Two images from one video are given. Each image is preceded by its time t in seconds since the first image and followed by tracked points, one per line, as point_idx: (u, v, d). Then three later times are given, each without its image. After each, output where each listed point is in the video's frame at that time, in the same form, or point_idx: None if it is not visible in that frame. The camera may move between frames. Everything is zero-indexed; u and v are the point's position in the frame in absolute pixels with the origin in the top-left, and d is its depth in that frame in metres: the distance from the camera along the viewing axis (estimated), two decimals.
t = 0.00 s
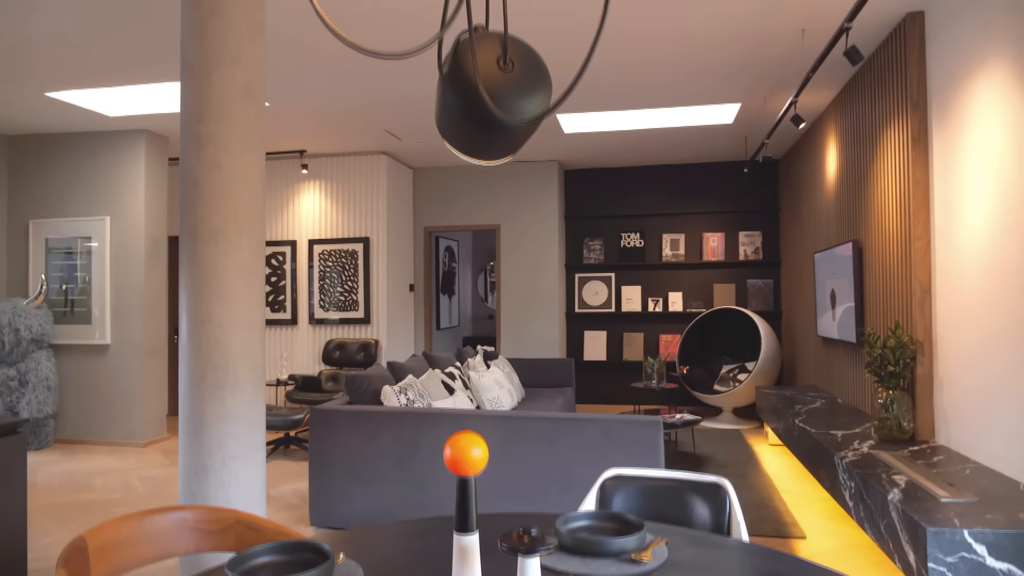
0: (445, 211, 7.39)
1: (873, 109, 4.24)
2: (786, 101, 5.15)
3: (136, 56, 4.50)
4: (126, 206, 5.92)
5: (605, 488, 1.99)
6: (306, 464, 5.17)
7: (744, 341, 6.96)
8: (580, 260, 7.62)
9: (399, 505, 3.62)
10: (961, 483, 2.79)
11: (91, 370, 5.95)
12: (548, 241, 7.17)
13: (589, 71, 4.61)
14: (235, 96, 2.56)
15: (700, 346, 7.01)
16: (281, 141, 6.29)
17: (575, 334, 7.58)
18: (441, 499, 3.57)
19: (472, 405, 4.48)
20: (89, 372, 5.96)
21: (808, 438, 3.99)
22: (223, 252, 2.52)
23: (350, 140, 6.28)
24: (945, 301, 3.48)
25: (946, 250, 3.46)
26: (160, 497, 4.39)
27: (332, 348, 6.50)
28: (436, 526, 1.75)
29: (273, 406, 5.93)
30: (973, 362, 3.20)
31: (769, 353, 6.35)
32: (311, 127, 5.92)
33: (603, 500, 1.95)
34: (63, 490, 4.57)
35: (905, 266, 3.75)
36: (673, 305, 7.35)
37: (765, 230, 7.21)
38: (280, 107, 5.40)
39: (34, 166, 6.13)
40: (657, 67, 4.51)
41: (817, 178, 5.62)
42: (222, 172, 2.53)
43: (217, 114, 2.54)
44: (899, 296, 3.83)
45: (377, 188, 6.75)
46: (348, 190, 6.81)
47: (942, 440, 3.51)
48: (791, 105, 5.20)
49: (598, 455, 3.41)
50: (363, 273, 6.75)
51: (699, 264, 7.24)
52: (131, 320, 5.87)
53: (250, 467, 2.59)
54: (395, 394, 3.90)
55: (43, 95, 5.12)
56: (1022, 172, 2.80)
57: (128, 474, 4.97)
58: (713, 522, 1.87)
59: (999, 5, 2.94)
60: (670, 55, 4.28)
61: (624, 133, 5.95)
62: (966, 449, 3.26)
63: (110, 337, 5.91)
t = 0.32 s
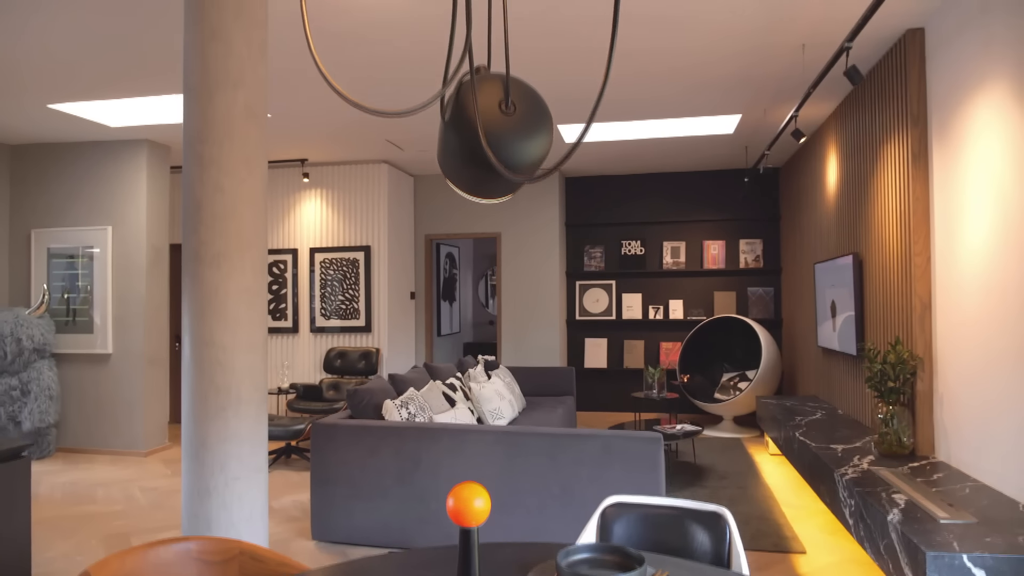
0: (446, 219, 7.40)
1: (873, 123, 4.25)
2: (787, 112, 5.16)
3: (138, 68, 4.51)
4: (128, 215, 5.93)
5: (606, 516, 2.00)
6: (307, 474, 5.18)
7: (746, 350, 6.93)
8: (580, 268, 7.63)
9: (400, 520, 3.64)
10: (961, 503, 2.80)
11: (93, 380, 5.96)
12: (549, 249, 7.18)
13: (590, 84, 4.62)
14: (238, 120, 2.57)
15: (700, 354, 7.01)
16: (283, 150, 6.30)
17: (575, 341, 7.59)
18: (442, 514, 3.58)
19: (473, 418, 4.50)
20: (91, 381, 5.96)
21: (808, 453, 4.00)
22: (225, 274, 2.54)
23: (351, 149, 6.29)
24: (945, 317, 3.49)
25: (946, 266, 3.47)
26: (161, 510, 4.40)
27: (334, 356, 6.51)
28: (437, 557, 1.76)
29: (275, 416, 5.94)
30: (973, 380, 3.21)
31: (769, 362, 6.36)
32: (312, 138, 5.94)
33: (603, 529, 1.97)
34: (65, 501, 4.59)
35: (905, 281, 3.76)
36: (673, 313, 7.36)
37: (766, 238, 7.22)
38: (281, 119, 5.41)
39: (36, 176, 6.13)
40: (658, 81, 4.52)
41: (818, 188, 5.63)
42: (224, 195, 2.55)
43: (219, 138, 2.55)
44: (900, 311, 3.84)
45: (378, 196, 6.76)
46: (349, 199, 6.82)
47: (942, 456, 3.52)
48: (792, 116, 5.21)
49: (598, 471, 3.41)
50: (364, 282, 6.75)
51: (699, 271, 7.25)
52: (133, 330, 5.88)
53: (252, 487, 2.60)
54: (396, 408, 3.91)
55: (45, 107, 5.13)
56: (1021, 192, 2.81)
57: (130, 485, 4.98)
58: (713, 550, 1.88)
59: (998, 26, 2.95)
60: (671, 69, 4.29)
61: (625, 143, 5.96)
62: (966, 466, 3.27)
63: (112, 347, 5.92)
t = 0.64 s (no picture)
0: (447, 224, 7.42)
1: (872, 134, 4.26)
2: (787, 121, 5.17)
3: (141, 78, 4.53)
4: (130, 222, 5.95)
5: (604, 536, 2.02)
6: (308, 481, 5.20)
7: (745, 355, 6.96)
8: (580, 273, 7.65)
9: (401, 530, 3.65)
10: (957, 518, 2.82)
11: (95, 385, 5.97)
12: (549, 254, 7.20)
13: (591, 94, 4.63)
14: (240, 138, 2.59)
15: (700, 359, 7.03)
16: (284, 156, 6.32)
17: (576, 346, 7.61)
18: (443, 525, 3.60)
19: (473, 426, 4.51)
20: (93, 387, 5.98)
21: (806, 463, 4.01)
22: (227, 291, 2.55)
23: (352, 155, 6.30)
24: (943, 329, 3.50)
25: (944, 279, 3.49)
26: (163, 518, 4.42)
27: (335, 361, 6.52)
28: None
29: (276, 422, 5.96)
30: (971, 393, 3.22)
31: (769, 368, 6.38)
32: (313, 145, 5.95)
33: (603, 549, 1.99)
34: (67, 509, 4.61)
35: (904, 293, 3.78)
36: (673, 318, 7.38)
37: (765, 244, 7.23)
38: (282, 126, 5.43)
39: (38, 181, 6.14)
40: (658, 92, 4.53)
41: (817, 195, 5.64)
42: (226, 213, 2.56)
43: (221, 156, 2.56)
44: (898, 322, 3.86)
45: (378, 201, 6.77)
46: (350, 204, 6.84)
47: (940, 468, 3.53)
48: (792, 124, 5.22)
49: (598, 483, 3.43)
50: (365, 287, 6.77)
51: (700, 277, 7.27)
52: (134, 335, 5.90)
53: (254, 503, 2.62)
54: (397, 418, 3.93)
55: (47, 115, 5.15)
56: (1020, 209, 2.82)
57: (132, 491, 5.01)
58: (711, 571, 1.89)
59: (997, 43, 2.96)
60: (670, 80, 4.31)
61: (626, 150, 5.97)
62: (964, 479, 3.29)
63: (113, 352, 5.93)
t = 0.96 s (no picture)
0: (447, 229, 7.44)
1: (871, 145, 4.28)
2: (786, 130, 5.19)
3: (141, 88, 4.55)
4: (131, 228, 5.96)
5: (602, 555, 2.04)
6: (308, 488, 5.22)
7: (744, 360, 6.96)
8: (580, 278, 7.67)
9: (400, 540, 3.67)
10: (954, 533, 2.84)
11: (96, 391, 5.99)
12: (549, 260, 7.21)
13: (590, 105, 4.65)
14: (241, 154, 2.61)
15: (699, 365, 7.05)
16: (285, 162, 6.34)
17: (575, 351, 7.63)
18: (442, 535, 3.62)
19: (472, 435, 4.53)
20: (94, 392, 6.00)
21: (804, 473, 4.03)
22: (229, 308, 2.57)
23: (353, 162, 6.32)
24: (941, 341, 3.52)
25: (941, 292, 3.51)
26: (163, 525, 4.44)
27: (335, 366, 6.54)
28: None
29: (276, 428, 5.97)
30: (968, 407, 3.24)
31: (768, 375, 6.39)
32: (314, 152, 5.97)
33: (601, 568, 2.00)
34: (69, 516, 4.63)
35: (902, 304, 3.80)
36: (673, 323, 7.40)
37: (765, 250, 7.24)
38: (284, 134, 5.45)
39: (39, 187, 6.16)
40: (658, 103, 4.55)
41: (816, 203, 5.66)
42: (228, 229, 2.58)
43: (222, 173, 2.58)
44: (896, 333, 3.88)
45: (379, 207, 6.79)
46: (351, 210, 6.86)
47: (938, 480, 3.55)
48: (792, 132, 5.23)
49: (597, 494, 3.45)
50: (365, 293, 6.79)
51: (699, 282, 7.28)
52: (135, 341, 5.92)
53: (254, 517, 2.64)
54: (397, 428, 3.95)
55: (49, 123, 5.17)
56: (1016, 225, 2.84)
57: (132, 498, 5.02)
58: None
59: (994, 58, 2.97)
60: (670, 91, 4.32)
61: (626, 157, 5.99)
62: (961, 492, 3.30)
63: (114, 358, 5.95)
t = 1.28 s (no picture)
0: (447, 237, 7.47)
1: (870, 156, 4.30)
2: (786, 140, 5.21)
3: (143, 99, 4.58)
4: (133, 236, 5.98)
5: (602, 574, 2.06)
6: (310, 496, 5.24)
7: (744, 367, 6.98)
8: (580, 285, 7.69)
9: (401, 552, 3.69)
10: (951, 548, 2.86)
11: (97, 399, 6.02)
12: (549, 266, 7.23)
13: (589, 116, 4.67)
14: (244, 172, 2.63)
15: (699, 372, 7.07)
16: (286, 170, 6.36)
17: (576, 358, 7.66)
18: (443, 546, 3.64)
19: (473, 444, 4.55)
20: (96, 400, 6.02)
21: (802, 484, 4.05)
22: (232, 325, 2.60)
23: (354, 170, 6.35)
24: (939, 354, 3.54)
25: (939, 305, 3.54)
26: (165, 534, 4.46)
27: (336, 374, 6.56)
28: None
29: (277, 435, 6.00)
30: (966, 421, 3.26)
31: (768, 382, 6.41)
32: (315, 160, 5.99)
33: None
34: (72, 525, 4.66)
35: (900, 317, 3.82)
36: (673, 330, 7.42)
37: (765, 257, 7.26)
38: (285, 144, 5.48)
39: (42, 194, 6.19)
40: (657, 115, 4.57)
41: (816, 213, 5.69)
42: (232, 247, 2.60)
43: (226, 192, 2.60)
44: (895, 345, 3.90)
45: (380, 215, 6.81)
46: (352, 217, 6.88)
47: (936, 492, 3.57)
48: (792, 142, 5.25)
49: (596, 507, 3.47)
50: (367, 300, 6.81)
51: (699, 289, 7.30)
52: (137, 349, 5.94)
53: (257, 532, 2.66)
54: (398, 439, 3.97)
55: (51, 133, 5.20)
56: (1013, 242, 2.86)
57: (134, 506, 5.05)
58: None
59: (991, 76, 3.00)
60: (670, 104, 4.35)
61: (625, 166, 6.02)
62: (959, 505, 3.32)
63: (116, 366, 5.97)
